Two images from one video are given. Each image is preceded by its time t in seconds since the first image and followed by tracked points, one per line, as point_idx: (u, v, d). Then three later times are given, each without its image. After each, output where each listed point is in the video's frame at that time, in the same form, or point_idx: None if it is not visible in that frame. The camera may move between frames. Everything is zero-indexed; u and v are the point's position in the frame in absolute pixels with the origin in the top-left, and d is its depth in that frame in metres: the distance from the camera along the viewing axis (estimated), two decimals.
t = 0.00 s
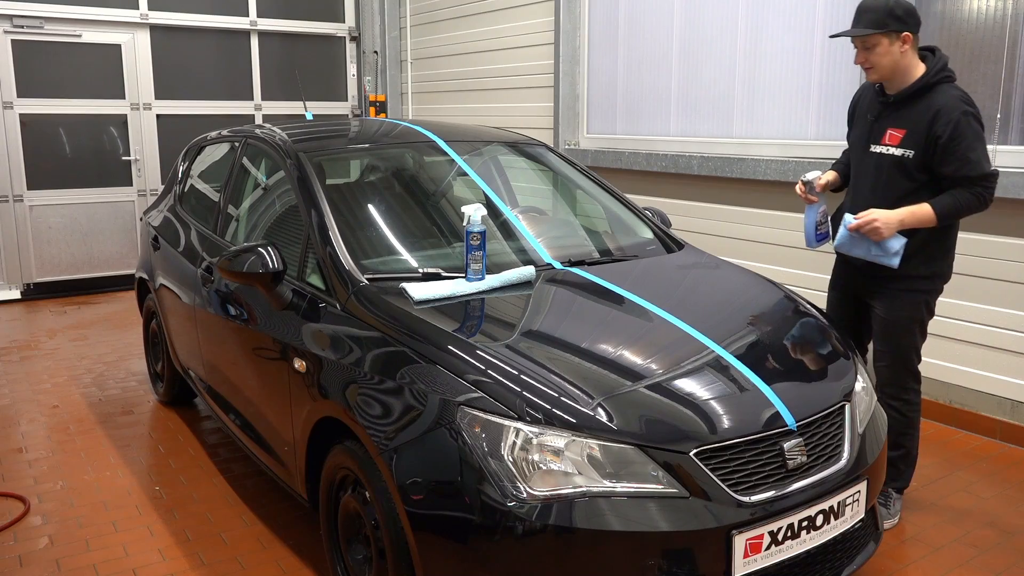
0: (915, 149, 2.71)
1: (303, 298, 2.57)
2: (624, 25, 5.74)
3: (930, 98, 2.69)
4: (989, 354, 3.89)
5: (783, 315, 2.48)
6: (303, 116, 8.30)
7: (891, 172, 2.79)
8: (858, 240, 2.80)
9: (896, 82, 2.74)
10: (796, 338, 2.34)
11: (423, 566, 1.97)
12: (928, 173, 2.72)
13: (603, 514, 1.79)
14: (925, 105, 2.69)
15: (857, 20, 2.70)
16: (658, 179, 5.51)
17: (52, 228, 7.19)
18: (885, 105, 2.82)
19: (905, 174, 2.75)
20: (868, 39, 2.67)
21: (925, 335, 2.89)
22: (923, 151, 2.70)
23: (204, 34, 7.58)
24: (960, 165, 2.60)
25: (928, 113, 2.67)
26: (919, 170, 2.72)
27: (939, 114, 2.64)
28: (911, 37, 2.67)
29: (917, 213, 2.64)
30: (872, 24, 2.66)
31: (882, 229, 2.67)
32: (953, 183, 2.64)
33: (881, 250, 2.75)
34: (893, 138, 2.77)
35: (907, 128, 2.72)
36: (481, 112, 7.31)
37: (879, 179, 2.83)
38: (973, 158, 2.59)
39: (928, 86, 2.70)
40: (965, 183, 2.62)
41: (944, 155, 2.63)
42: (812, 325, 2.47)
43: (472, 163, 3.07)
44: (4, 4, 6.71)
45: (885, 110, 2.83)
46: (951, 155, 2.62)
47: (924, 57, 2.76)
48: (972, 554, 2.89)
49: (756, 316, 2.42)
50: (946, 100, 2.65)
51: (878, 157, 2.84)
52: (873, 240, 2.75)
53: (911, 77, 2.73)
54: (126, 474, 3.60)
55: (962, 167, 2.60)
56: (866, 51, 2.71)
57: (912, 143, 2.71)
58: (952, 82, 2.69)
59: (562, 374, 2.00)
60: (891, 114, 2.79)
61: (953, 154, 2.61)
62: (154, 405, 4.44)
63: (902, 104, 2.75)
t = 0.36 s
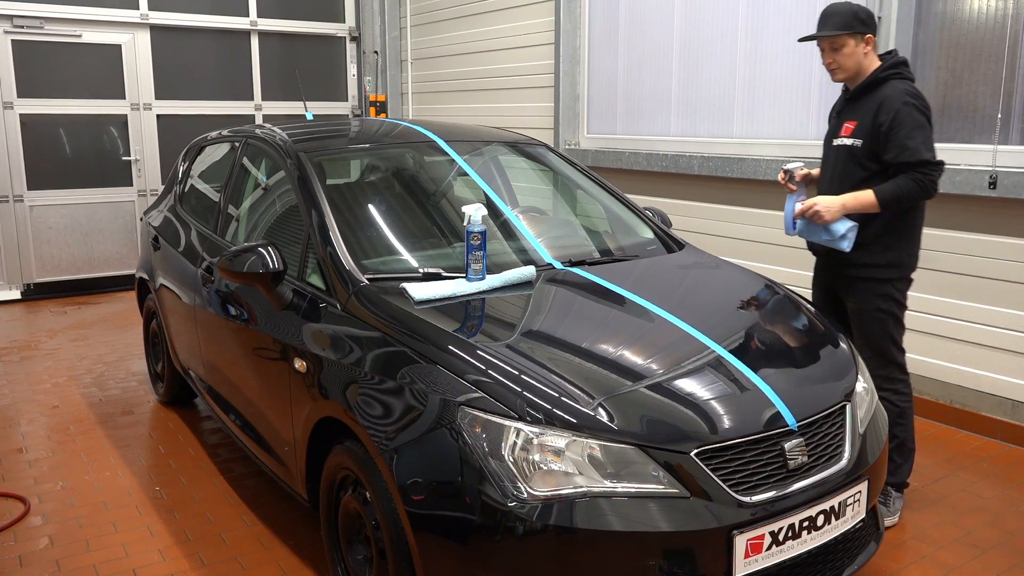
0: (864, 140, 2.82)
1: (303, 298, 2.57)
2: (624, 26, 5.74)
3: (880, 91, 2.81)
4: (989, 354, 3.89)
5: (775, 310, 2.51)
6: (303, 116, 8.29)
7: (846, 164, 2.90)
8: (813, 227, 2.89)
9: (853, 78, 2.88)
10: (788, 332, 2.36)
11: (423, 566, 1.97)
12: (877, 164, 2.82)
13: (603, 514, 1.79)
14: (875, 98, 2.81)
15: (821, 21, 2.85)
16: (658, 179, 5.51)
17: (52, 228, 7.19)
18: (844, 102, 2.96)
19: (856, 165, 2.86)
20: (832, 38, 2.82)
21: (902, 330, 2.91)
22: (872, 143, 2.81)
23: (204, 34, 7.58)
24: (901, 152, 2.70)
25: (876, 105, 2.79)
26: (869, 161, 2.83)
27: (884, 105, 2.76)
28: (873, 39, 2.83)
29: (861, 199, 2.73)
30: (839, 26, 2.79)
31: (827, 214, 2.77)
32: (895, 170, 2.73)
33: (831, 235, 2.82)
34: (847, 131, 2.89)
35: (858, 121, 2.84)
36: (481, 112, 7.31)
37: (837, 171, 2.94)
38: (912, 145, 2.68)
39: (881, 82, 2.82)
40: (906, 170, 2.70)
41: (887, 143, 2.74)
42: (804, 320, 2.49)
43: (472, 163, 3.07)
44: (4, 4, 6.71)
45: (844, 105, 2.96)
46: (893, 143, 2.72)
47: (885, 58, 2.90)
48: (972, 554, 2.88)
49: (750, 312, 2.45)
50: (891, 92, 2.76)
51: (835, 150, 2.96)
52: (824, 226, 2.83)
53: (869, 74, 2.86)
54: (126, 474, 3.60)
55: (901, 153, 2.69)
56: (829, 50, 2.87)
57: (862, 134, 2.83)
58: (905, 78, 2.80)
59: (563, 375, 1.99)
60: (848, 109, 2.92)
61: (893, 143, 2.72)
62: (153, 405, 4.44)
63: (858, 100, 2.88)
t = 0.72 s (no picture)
0: (826, 136, 3.14)
1: (304, 298, 2.57)
2: (625, 26, 5.74)
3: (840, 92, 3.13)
4: (988, 354, 3.89)
5: (765, 304, 2.55)
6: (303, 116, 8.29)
7: (811, 158, 3.21)
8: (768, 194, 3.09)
9: (816, 81, 3.21)
10: (780, 328, 2.39)
11: (423, 566, 1.97)
12: (838, 158, 3.14)
13: (604, 515, 1.78)
14: (836, 98, 3.13)
15: (788, 28, 3.16)
16: (658, 179, 5.50)
17: (52, 228, 7.19)
18: (809, 103, 3.28)
19: (819, 159, 3.18)
20: (801, 44, 3.13)
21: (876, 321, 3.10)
22: (832, 138, 3.13)
23: (204, 34, 7.59)
24: (859, 145, 3.00)
25: (837, 104, 3.11)
26: (832, 155, 3.15)
27: (844, 104, 3.08)
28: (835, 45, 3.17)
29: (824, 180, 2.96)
30: (806, 33, 3.10)
31: (793, 188, 2.99)
32: (852, 162, 3.04)
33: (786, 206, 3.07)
34: (811, 129, 3.21)
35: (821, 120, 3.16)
36: (481, 112, 7.31)
37: (803, 165, 3.25)
38: (869, 139, 2.99)
39: (841, 83, 3.14)
40: (863, 160, 3.00)
41: (846, 138, 3.05)
42: (795, 315, 2.52)
43: (472, 163, 3.07)
44: (4, 4, 6.71)
45: (808, 107, 3.28)
46: (851, 137, 3.03)
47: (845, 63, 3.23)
48: (972, 555, 2.88)
49: (738, 305, 2.50)
50: (850, 93, 3.08)
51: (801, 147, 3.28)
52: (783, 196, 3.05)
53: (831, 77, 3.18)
54: (126, 474, 3.60)
55: (860, 146, 3.00)
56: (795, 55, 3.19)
57: (824, 131, 3.15)
58: (863, 79, 3.13)
59: (563, 375, 1.99)
60: (811, 109, 3.24)
61: (851, 137, 3.03)
62: (154, 405, 4.45)
63: (821, 100, 3.20)
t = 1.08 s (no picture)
0: (804, 136, 3.17)
1: (304, 298, 2.57)
2: (625, 26, 5.74)
3: (818, 92, 3.16)
4: (990, 354, 3.89)
5: (762, 302, 2.56)
6: (303, 116, 8.29)
7: (789, 158, 3.24)
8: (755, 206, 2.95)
9: (797, 80, 3.23)
10: (776, 324, 2.40)
11: (423, 566, 1.97)
12: (815, 157, 3.17)
13: (605, 515, 1.78)
14: (815, 97, 3.15)
15: (771, 26, 3.17)
16: (659, 179, 5.50)
17: (52, 227, 7.19)
18: (787, 101, 3.30)
19: (797, 159, 3.21)
20: (785, 42, 3.14)
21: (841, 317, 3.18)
22: (811, 139, 3.16)
23: (204, 34, 7.58)
24: (838, 147, 3.03)
25: (816, 104, 3.14)
26: (809, 155, 3.18)
27: (823, 104, 3.10)
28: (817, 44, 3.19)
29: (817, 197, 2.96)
30: (790, 31, 3.11)
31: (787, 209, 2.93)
32: (829, 162, 3.07)
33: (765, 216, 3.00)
34: (789, 128, 3.23)
35: (799, 119, 3.19)
36: (481, 111, 7.31)
37: (780, 163, 3.28)
38: (846, 140, 3.02)
39: (820, 83, 3.16)
40: (840, 162, 3.03)
41: (824, 138, 3.08)
42: (792, 311, 2.53)
43: (474, 163, 3.07)
44: (5, 4, 6.71)
45: (786, 105, 3.30)
46: (829, 138, 3.06)
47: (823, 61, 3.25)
48: (974, 555, 2.88)
49: (734, 302, 2.51)
50: (830, 93, 3.11)
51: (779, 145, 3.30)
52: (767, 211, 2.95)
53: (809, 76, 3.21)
54: (127, 474, 3.60)
55: (840, 147, 3.03)
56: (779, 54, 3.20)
57: (802, 130, 3.18)
58: (842, 79, 3.15)
59: (564, 375, 1.99)
60: (790, 108, 3.26)
61: (829, 137, 3.06)
62: (154, 405, 4.44)
63: (799, 99, 3.23)
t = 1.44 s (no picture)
0: (795, 137, 3.17)
1: (304, 297, 2.57)
2: (626, 26, 5.74)
3: (808, 93, 3.16)
4: (990, 353, 3.89)
5: (761, 301, 2.56)
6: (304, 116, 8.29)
7: (778, 159, 3.23)
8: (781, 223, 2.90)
9: (783, 80, 3.21)
10: (775, 322, 2.40)
11: (424, 566, 1.97)
12: (805, 159, 3.18)
13: (606, 514, 1.78)
14: (805, 99, 3.15)
15: (761, 22, 3.14)
16: (660, 179, 5.50)
17: (53, 227, 7.19)
18: (773, 102, 3.29)
19: (787, 159, 3.21)
20: (775, 40, 3.11)
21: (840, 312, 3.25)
22: (801, 140, 3.16)
23: (205, 34, 7.58)
24: (831, 148, 3.03)
25: (807, 106, 3.13)
26: (800, 156, 3.18)
27: (814, 106, 3.10)
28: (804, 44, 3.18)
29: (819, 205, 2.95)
30: (782, 29, 3.09)
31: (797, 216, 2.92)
32: (820, 164, 3.07)
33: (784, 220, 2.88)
34: (778, 129, 3.23)
35: (789, 119, 3.18)
36: (481, 110, 7.30)
37: (769, 165, 3.27)
38: (839, 142, 3.03)
39: (809, 84, 3.17)
40: (831, 164, 3.04)
41: (815, 140, 3.08)
42: (793, 311, 2.52)
43: (474, 162, 3.07)
44: (5, 4, 6.71)
45: (773, 106, 3.29)
46: (822, 140, 3.06)
47: (807, 63, 3.25)
48: (975, 554, 2.88)
49: (734, 301, 2.51)
50: (821, 94, 3.11)
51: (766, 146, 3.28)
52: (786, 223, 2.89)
53: (797, 76, 3.20)
54: (127, 474, 3.60)
55: (831, 150, 3.03)
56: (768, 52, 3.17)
57: (793, 131, 3.17)
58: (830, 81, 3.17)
59: (565, 374, 1.99)
60: (777, 108, 3.26)
61: (821, 139, 3.06)
62: (154, 405, 4.44)
63: (788, 100, 3.22)
